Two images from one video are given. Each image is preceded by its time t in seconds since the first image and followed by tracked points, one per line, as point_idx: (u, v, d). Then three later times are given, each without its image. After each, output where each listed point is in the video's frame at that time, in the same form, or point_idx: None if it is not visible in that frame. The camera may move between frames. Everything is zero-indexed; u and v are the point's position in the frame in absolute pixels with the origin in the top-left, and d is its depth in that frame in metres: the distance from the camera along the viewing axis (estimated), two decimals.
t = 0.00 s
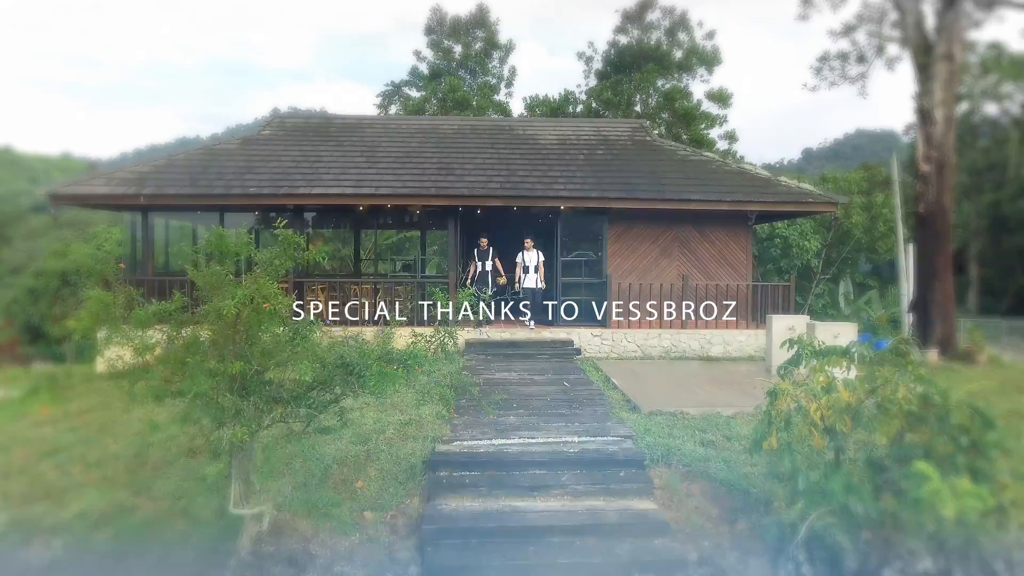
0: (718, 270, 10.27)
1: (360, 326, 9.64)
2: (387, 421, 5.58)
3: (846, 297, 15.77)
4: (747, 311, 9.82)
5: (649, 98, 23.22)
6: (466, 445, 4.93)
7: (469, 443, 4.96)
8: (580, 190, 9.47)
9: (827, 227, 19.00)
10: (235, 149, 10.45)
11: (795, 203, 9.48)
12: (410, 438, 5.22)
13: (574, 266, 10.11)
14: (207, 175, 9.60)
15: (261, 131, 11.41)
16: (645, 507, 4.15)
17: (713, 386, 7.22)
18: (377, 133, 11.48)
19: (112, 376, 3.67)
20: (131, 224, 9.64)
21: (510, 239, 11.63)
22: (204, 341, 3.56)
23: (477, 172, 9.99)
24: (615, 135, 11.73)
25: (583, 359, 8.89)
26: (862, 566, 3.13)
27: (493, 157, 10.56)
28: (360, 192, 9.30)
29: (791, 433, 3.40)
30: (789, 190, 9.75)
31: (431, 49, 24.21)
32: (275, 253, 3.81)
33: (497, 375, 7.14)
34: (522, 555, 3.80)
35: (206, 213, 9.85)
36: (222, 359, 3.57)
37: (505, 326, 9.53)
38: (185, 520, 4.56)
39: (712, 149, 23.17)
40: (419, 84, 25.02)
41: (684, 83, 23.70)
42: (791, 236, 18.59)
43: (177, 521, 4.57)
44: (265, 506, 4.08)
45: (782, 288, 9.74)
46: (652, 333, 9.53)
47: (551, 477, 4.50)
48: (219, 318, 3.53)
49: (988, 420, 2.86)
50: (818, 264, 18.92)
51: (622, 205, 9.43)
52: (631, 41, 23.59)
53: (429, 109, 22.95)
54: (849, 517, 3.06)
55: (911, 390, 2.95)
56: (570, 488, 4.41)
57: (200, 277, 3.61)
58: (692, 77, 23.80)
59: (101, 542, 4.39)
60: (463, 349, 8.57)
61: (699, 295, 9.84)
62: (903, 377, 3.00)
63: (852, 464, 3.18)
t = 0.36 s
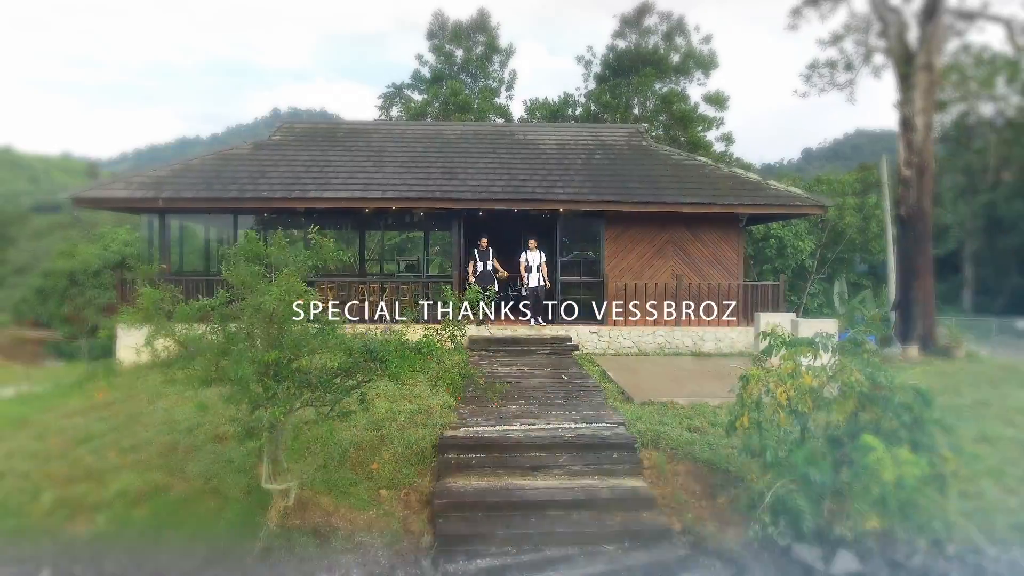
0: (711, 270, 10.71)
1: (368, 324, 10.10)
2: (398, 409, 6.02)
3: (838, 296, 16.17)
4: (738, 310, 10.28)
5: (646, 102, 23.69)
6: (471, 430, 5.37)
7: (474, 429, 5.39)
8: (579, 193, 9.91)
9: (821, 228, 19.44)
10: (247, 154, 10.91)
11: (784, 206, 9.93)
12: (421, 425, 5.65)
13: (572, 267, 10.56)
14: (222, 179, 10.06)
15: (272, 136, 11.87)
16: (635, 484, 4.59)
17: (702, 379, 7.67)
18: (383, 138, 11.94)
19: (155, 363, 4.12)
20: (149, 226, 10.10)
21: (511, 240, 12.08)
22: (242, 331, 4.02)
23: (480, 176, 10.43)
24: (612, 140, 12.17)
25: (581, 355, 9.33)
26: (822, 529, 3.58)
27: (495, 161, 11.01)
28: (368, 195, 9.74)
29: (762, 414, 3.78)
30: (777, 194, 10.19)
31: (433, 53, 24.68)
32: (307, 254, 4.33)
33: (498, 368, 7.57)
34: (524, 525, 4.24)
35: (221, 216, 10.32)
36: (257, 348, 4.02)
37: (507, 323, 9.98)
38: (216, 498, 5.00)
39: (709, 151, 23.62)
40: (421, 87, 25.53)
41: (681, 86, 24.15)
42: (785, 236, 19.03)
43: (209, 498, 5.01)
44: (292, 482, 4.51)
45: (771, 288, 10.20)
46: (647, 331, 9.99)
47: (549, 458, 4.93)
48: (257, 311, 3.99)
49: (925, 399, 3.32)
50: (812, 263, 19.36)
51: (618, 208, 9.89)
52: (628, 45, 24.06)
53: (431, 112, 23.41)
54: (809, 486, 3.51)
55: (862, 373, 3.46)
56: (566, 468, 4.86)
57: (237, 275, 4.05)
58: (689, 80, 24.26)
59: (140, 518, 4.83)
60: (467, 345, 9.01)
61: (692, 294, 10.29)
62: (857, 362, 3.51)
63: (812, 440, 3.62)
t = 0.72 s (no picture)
0: (703, 270, 11.23)
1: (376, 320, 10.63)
2: (409, 398, 6.54)
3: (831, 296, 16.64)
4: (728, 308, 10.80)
5: (644, 105, 24.24)
6: (477, 416, 5.89)
7: (480, 415, 5.91)
8: (577, 197, 10.43)
9: (814, 229, 19.93)
10: (260, 160, 11.45)
11: (772, 209, 10.44)
12: (431, 412, 6.17)
13: (571, 267, 11.08)
14: (237, 183, 10.59)
15: (283, 142, 12.42)
16: (625, 463, 5.11)
17: (692, 372, 8.20)
18: (390, 143, 12.47)
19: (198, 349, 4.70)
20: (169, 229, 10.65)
21: (512, 241, 12.59)
22: (279, 323, 4.57)
23: (483, 180, 10.95)
24: (609, 145, 12.69)
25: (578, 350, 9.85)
26: (786, 496, 4.09)
27: (497, 166, 11.53)
28: (377, 199, 10.26)
29: (736, 397, 4.27)
30: (766, 197, 10.70)
31: (436, 57, 25.23)
32: (335, 256, 4.87)
33: (501, 362, 8.09)
34: (525, 497, 4.75)
35: (236, 218, 10.87)
36: (290, 339, 4.55)
37: (508, 321, 10.49)
38: (246, 476, 5.52)
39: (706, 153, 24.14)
40: (424, 91, 26.11)
41: (679, 90, 24.67)
42: (780, 237, 19.54)
43: (239, 477, 5.54)
44: (318, 460, 5.04)
45: (760, 287, 10.73)
46: (642, 327, 10.51)
47: (548, 441, 5.44)
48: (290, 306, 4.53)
49: (871, 381, 3.90)
50: (807, 263, 19.85)
51: (614, 211, 10.41)
52: (627, 49, 24.61)
53: (434, 115, 23.95)
54: (774, 457, 4.01)
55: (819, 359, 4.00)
56: (563, 449, 5.37)
57: (273, 274, 4.59)
58: (686, 84, 24.80)
59: (180, 494, 5.36)
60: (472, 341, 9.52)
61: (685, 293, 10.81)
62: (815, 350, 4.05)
63: (778, 417, 4.14)
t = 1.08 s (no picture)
0: (696, 270, 11.67)
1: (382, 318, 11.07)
2: (417, 390, 6.99)
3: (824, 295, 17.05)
4: (721, 307, 11.23)
5: (642, 108, 24.68)
6: (481, 406, 6.34)
7: (484, 405, 6.36)
8: (575, 200, 10.88)
9: (809, 229, 20.33)
10: (271, 164, 11.90)
11: (762, 211, 10.90)
12: (438, 402, 6.62)
13: (569, 267, 11.54)
14: (249, 187, 11.03)
15: (292, 146, 12.87)
16: (617, 447, 5.56)
17: (684, 367, 8.63)
18: (395, 147, 12.92)
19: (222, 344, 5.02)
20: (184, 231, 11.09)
21: (513, 241, 13.04)
22: (302, 318, 5.02)
23: (485, 184, 11.40)
24: (607, 150, 13.15)
25: (576, 346, 10.30)
26: (761, 473, 4.54)
27: (499, 170, 11.97)
28: (383, 202, 10.70)
29: (716, 384, 4.71)
30: (757, 201, 11.15)
31: (438, 61, 25.70)
32: (353, 258, 5.36)
33: (503, 357, 8.54)
34: (525, 477, 5.19)
35: (248, 220, 11.31)
36: (313, 332, 5.01)
37: (509, 319, 10.95)
38: (267, 461, 5.96)
39: (703, 155, 24.57)
40: (426, 94, 26.60)
41: (676, 93, 25.11)
42: (775, 238, 19.98)
43: (261, 461, 5.98)
44: (335, 444, 5.49)
45: (751, 287, 11.16)
46: (637, 325, 10.95)
47: (547, 428, 5.89)
48: (313, 302, 5.00)
49: (836, 369, 4.36)
50: (801, 264, 20.26)
51: (611, 213, 10.86)
52: (625, 53, 25.05)
53: (436, 118, 24.41)
54: (750, 438, 4.46)
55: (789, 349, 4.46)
56: (561, 435, 5.82)
57: (297, 274, 5.06)
58: (684, 88, 25.23)
59: (205, 477, 5.79)
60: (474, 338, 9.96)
61: (679, 292, 11.24)
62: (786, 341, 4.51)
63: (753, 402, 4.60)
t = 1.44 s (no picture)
0: (689, 270, 12.19)
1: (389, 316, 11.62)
2: (425, 381, 7.52)
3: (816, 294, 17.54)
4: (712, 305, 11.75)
5: (640, 111, 25.18)
6: (485, 395, 6.87)
7: (487, 394, 6.89)
8: (573, 203, 11.40)
9: (803, 230, 20.82)
10: (282, 169, 12.42)
11: (751, 214, 11.42)
12: (444, 392, 7.15)
13: (567, 267, 12.07)
14: (261, 191, 11.55)
15: (301, 151, 13.39)
16: (609, 431, 6.09)
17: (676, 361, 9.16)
18: (400, 152, 13.45)
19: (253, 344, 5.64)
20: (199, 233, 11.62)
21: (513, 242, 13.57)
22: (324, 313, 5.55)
23: (487, 188, 11.92)
24: (603, 154, 13.68)
25: (574, 342, 10.83)
26: (737, 451, 5.06)
27: (500, 174, 12.50)
28: (390, 205, 11.22)
29: (697, 371, 5.26)
30: (746, 204, 11.67)
31: (439, 65, 26.23)
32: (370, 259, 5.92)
33: (504, 351, 9.07)
34: (526, 458, 5.72)
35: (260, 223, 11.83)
36: (335, 326, 5.55)
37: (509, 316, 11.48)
38: (288, 446, 6.48)
39: (699, 157, 25.08)
40: (428, 97, 27.12)
41: (673, 96, 25.61)
42: (769, 238, 20.48)
43: (282, 446, 6.50)
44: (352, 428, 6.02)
45: (742, 285, 11.67)
46: (632, 322, 11.48)
47: (545, 415, 6.42)
48: (335, 299, 5.56)
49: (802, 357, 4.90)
50: (795, 263, 20.75)
51: (607, 216, 11.38)
52: (623, 57, 25.56)
53: (438, 121, 24.92)
54: (726, 419, 4.99)
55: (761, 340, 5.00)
56: (559, 421, 6.34)
57: (322, 273, 5.66)
58: (680, 91, 25.75)
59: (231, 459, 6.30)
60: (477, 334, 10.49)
61: (672, 290, 11.77)
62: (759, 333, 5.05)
63: (730, 388, 5.15)
